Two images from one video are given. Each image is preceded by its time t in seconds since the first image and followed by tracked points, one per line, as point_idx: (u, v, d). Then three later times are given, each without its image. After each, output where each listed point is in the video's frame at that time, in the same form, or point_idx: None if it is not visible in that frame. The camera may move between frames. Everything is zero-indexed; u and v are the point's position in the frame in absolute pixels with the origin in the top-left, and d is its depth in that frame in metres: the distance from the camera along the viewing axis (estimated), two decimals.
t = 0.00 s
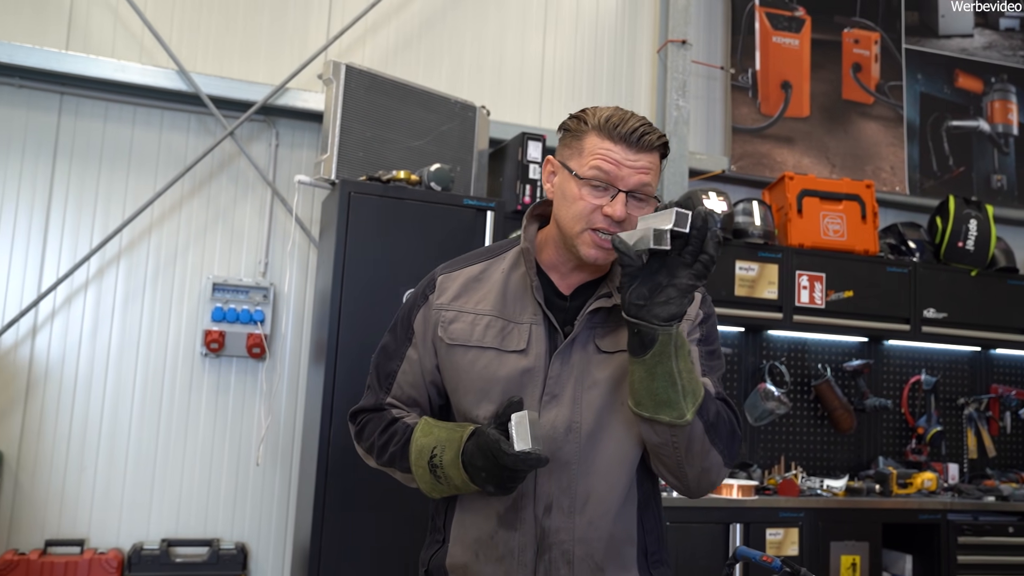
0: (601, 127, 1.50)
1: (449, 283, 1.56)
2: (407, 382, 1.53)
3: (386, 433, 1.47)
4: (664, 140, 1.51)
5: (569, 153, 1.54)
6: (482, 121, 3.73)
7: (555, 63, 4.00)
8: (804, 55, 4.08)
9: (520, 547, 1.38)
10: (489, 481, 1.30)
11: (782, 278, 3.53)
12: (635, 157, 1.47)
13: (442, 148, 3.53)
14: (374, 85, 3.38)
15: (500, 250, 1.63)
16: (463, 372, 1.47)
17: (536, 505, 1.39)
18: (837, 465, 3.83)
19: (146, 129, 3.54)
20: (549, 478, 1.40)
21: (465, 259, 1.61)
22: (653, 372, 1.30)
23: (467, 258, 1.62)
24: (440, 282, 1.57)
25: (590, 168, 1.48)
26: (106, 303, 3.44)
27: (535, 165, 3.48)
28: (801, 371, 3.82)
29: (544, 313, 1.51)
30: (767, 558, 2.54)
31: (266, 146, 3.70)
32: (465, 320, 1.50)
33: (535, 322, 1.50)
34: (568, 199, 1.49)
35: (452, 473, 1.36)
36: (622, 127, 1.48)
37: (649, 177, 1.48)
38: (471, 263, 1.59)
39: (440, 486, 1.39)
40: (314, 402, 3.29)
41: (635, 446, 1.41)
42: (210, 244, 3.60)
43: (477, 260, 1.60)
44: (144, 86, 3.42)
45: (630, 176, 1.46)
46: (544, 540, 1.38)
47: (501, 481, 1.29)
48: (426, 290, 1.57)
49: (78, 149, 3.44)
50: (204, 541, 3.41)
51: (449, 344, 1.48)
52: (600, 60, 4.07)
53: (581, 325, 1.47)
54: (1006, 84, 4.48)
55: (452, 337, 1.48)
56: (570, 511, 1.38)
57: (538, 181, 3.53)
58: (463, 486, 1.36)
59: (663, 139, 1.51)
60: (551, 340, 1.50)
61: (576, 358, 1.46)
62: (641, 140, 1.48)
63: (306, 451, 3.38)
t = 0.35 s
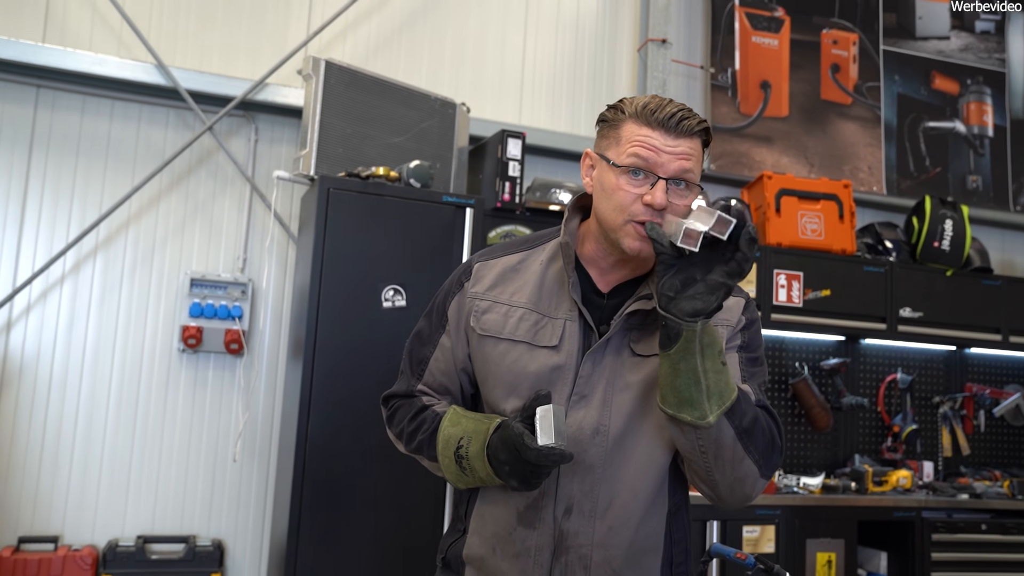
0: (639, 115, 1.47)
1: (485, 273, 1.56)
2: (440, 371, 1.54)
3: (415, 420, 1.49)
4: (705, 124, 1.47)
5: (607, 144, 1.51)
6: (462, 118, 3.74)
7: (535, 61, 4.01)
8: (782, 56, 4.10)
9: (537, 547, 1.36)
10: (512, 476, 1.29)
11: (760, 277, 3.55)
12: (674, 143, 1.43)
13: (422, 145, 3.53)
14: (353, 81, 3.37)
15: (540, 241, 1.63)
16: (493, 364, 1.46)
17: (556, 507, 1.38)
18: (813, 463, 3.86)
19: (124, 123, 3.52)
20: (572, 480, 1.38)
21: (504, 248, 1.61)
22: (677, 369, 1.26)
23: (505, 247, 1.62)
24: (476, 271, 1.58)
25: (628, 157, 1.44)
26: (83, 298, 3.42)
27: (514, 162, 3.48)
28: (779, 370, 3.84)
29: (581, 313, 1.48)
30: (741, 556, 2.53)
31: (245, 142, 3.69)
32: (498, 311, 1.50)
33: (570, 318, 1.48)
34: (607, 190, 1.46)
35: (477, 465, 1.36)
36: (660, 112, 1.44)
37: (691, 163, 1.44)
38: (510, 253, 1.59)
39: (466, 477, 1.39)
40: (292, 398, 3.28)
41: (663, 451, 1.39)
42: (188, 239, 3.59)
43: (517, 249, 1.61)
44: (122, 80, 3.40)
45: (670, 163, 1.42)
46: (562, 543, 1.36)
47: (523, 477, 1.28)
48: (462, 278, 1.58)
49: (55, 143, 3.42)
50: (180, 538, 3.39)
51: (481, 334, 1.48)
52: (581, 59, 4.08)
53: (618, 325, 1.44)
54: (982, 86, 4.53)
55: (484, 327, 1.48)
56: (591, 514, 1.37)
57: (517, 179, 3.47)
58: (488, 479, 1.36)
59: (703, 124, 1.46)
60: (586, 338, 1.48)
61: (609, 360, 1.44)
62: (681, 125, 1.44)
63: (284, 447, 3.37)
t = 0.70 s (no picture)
0: (655, 113, 1.46)
1: (498, 271, 1.56)
2: (449, 368, 1.54)
3: (424, 419, 1.49)
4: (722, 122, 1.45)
5: (621, 142, 1.50)
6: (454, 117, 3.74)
7: (528, 60, 4.01)
8: (774, 55, 4.12)
9: (542, 550, 1.36)
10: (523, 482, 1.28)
11: (753, 276, 3.54)
12: (690, 142, 1.42)
13: (415, 143, 3.53)
14: (346, 80, 3.37)
15: (553, 239, 1.63)
16: (505, 366, 1.46)
17: (562, 512, 1.38)
18: (804, 462, 3.86)
19: (115, 120, 3.51)
20: (580, 485, 1.38)
21: (517, 245, 1.61)
22: (686, 381, 1.25)
23: (518, 244, 1.62)
24: (489, 268, 1.57)
25: (643, 156, 1.44)
26: (74, 297, 3.41)
27: (506, 160, 3.48)
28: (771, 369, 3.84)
29: (594, 315, 1.48)
30: (732, 554, 2.53)
31: (237, 139, 3.68)
32: (510, 311, 1.50)
33: (582, 320, 1.48)
34: (623, 191, 1.45)
35: (487, 468, 1.35)
36: (676, 111, 1.43)
37: (708, 163, 1.43)
38: (523, 251, 1.59)
39: (475, 479, 1.39)
40: (284, 397, 3.27)
41: (671, 457, 1.39)
42: (180, 237, 3.58)
43: (530, 247, 1.61)
44: (113, 78, 3.39)
45: (686, 163, 1.41)
46: (567, 547, 1.36)
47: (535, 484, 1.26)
48: (474, 275, 1.58)
49: (46, 140, 3.41)
50: (172, 537, 3.39)
51: (493, 334, 1.48)
52: (573, 57, 4.09)
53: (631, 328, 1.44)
54: (973, 85, 4.54)
55: (495, 327, 1.48)
56: (597, 520, 1.37)
57: (509, 177, 3.52)
58: (497, 482, 1.35)
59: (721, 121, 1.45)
60: (598, 342, 1.47)
61: (621, 364, 1.44)
62: (698, 124, 1.43)
63: (275, 446, 3.36)
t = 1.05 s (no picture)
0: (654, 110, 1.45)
1: (497, 272, 1.56)
2: (449, 370, 1.53)
3: (424, 422, 1.49)
4: (723, 120, 1.44)
5: (620, 141, 1.50)
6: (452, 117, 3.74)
7: (526, 59, 4.01)
8: (772, 54, 4.11)
9: (540, 554, 1.36)
10: (523, 485, 1.27)
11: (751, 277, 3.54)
12: (690, 141, 1.42)
13: (412, 143, 3.53)
14: (343, 80, 3.37)
15: (552, 239, 1.62)
16: (504, 368, 1.46)
17: (560, 516, 1.37)
18: (803, 462, 3.86)
19: (113, 120, 3.51)
20: (579, 490, 1.38)
21: (517, 245, 1.61)
22: (682, 390, 1.25)
23: (518, 245, 1.62)
24: (488, 269, 1.57)
25: (641, 155, 1.43)
26: (72, 297, 3.41)
27: (505, 160, 3.49)
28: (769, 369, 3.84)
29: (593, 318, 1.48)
30: (729, 554, 2.53)
31: (235, 139, 3.68)
32: (509, 313, 1.49)
33: (582, 323, 1.48)
34: (621, 190, 1.45)
35: (487, 471, 1.35)
36: (675, 109, 1.42)
37: (707, 162, 1.42)
38: (523, 252, 1.59)
39: (474, 482, 1.39)
40: (282, 398, 3.27)
41: (669, 462, 1.39)
42: (178, 238, 3.58)
43: (529, 248, 1.60)
44: (112, 78, 3.39)
45: (685, 162, 1.41)
46: (565, 551, 1.36)
47: (535, 487, 1.26)
48: (474, 276, 1.57)
49: (44, 140, 3.41)
50: (170, 536, 3.39)
51: (492, 336, 1.47)
52: (571, 57, 4.08)
53: (630, 330, 1.43)
54: (972, 85, 4.54)
55: (495, 330, 1.48)
56: (595, 525, 1.37)
57: (507, 177, 3.52)
58: (497, 486, 1.35)
59: (721, 120, 1.44)
60: (597, 344, 1.47)
61: (620, 368, 1.44)
62: (698, 122, 1.43)
63: (272, 446, 3.37)
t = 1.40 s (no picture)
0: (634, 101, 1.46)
1: (488, 271, 1.54)
2: (441, 370, 1.50)
3: (410, 433, 1.45)
4: (704, 111, 1.45)
5: (603, 134, 1.51)
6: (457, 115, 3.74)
7: (531, 58, 4.01)
8: (779, 53, 4.11)
9: (539, 556, 1.36)
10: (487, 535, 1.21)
11: (756, 275, 3.54)
12: (669, 131, 1.42)
13: (418, 142, 3.53)
14: (349, 78, 3.37)
15: (542, 236, 1.61)
16: (499, 367, 1.45)
17: (560, 516, 1.37)
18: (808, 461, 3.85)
19: (120, 118, 3.52)
20: (578, 490, 1.37)
21: (506, 244, 1.59)
22: (689, 450, 1.22)
23: (507, 243, 1.60)
24: (478, 268, 1.55)
25: (620, 145, 1.45)
26: (78, 295, 3.42)
27: (510, 159, 3.48)
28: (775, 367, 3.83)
29: (588, 316, 1.48)
30: (736, 554, 2.52)
31: (241, 137, 3.69)
32: (502, 312, 1.49)
33: (575, 320, 1.48)
34: (602, 181, 1.46)
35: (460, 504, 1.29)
36: (654, 100, 1.43)
37: (686, 153, 1.43)
38: (514, 250, 1.58)
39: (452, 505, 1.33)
40: (288, 396, 3.28)
41: (672, 460, 1.38)
42: (184, 236, 3.58)
43: (519, 246, 1.58)
44: (119, 76, 3.39)
45: (664, 152, 1.41)
46: (565, 553, 1.36)
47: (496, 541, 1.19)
48: (464, 277, 1.56)
49: (51, 137, 3.42)
50: (175, 534, 3.39)
51: (486, 335, 1.46)
52: (577, 55, 4.08)
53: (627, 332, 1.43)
54: (979, 84, 4.52)
55: (488, 328, 1.47)
56: (595, 525, 1.36)
57: (513, 176, 3.49)
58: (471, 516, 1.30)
59: (702, 111, 1.44)
60: (593, 343, 1.47)
61: (619, 367, 1.43)
62: (677, 111, 1.43)
63: (278, 443, 3.37)
